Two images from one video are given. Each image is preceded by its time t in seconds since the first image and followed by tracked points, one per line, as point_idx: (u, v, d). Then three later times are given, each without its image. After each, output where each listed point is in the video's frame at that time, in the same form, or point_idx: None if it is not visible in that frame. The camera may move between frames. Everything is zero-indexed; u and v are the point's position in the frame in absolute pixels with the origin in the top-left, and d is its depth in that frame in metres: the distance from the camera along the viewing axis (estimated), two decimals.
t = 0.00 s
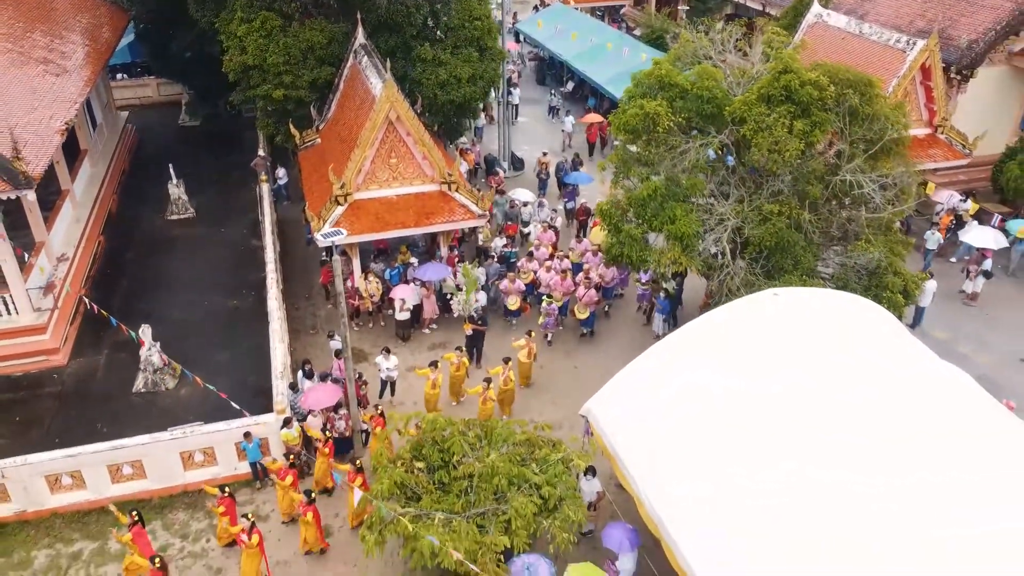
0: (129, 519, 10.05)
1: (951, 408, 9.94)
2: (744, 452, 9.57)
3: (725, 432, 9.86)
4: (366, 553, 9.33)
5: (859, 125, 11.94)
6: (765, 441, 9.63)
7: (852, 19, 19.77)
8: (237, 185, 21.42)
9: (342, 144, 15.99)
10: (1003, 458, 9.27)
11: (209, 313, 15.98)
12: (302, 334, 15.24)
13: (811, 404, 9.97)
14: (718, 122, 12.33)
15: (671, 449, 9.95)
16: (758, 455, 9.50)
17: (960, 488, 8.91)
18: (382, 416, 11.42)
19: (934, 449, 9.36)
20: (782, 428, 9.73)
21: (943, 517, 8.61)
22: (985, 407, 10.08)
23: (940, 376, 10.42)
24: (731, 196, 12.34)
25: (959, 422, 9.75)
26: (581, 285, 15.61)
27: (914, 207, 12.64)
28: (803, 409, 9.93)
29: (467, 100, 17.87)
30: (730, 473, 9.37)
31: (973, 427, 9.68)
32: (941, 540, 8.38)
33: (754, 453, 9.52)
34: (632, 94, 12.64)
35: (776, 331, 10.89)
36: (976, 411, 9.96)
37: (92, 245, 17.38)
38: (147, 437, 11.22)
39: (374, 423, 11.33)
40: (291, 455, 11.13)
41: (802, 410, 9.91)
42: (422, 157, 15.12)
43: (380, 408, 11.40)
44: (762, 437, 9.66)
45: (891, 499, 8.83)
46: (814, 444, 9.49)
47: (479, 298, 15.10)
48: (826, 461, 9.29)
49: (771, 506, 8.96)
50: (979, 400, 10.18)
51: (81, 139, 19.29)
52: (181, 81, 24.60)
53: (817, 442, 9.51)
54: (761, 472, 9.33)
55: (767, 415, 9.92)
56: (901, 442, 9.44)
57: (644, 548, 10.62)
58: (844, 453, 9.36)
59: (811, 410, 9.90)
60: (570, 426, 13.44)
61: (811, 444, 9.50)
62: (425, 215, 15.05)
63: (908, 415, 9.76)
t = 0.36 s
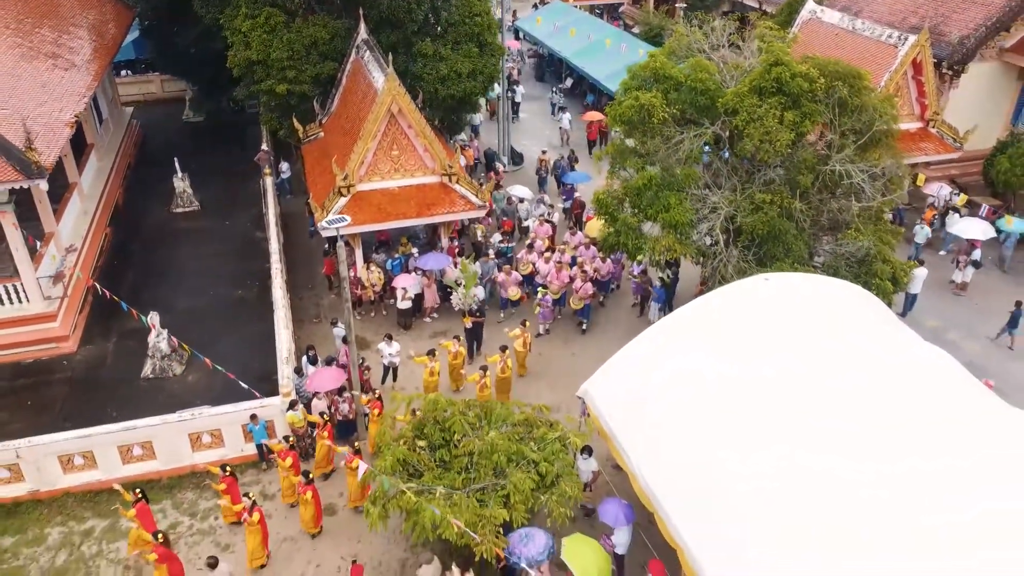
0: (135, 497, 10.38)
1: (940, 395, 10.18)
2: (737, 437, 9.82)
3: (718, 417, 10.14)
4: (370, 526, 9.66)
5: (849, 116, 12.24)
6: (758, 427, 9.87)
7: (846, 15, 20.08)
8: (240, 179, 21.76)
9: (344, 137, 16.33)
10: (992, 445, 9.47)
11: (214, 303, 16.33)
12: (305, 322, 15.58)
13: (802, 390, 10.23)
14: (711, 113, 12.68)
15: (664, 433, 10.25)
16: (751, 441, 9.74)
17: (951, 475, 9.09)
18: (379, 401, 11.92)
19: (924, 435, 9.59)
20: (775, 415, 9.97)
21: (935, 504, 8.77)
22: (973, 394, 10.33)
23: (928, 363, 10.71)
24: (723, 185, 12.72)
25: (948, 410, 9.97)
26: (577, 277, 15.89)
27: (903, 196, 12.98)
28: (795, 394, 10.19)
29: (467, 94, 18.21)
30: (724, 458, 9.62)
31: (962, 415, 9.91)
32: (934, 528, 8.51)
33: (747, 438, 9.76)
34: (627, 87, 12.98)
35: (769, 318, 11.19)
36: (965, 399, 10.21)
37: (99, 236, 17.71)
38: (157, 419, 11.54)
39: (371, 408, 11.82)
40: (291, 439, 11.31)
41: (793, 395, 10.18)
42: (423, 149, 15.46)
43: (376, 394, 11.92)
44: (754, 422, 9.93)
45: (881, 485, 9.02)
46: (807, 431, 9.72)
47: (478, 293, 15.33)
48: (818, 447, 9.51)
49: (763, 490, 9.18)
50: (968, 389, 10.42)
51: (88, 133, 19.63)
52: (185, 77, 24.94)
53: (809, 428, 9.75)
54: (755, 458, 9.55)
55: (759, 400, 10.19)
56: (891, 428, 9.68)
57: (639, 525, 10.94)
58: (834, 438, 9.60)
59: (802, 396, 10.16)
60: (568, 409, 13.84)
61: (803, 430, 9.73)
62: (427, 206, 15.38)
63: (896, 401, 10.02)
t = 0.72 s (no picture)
0: (136, 477, 10.61)
1: (934, 389, 10.32)
2: (732, 427, 10.02)
3: (713, 407, 10.35)
4: (374, 501, 9.98)
5: (838, 108, 12.63)
6: (753, 417, 10.05)
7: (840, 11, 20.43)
8: (244, 174, 22.10)
9: (347, 130, 16.68)
10: (985, 437, 9.59)
11: (220, 293, 16.66)
12: (309, 312, 15.91)
13: (796, 380, 10.42)
14: (705, 105, 13.02)
15: (661, 421, 10.50)
16: (746, 431, 9.92)
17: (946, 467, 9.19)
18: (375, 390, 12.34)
19: (916, 426, 9.74)
20: (769, 404, 10.15)
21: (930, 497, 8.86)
22: (964, 386, 10.50)
23: (918, 353, 10.90)
24: (715, 175, 13.11)
25: (942, 403, 10.09)
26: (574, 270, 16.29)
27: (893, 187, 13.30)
28: (789, 383, 10.38)
29: (467, 89, 18.55)
30: (720, 448, 9.81)
31: (954, 408, 10.07)
32: (929, 522, 8.60)
33: (741, 428, 9.95)
34: (624, 80, 13.31)
35: (763, 309, 11.43)
36: (956, 391, 10.36)
37: (106, 228, 18.05)
38: (166, 402, 11.86)
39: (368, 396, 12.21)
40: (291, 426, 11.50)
41: (787, 384, 10.38)
42: (424, 142, 15.81)
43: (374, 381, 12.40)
44: (748, 411, 10.12)
45: (874, 474, 9.17)
46: (801, 420, 9.89)
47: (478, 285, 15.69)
48: (811, 436, 9.68)
49: (758, 479, 9.36)
50: (961, 382, 10.55)
51: (94, 128, 19.97)
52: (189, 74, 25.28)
53: (803, 418, 9.93)
54: (749, 447, 9.73)
55: (754, 389, 10.39)
56: (883, 418, 9.84)
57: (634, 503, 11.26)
58: (828, 427, 9.76)
59: (797, 386, 10.34)
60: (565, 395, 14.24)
61: (797, 419, 9.91)
62: (428, 198, 15.72)
63: (889, 391, 10.17)
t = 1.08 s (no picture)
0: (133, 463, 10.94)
1: (926, 377, 10.48)
2: (726, 415, 10.24)
3: (708, 393, 10.58)
4: (378, 478, 10.38)
5: (829, 100, 12.97)
6: (748, 404, 10.26)
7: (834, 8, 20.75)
8: (247, 168, 22.43)
9: (350, 123, 17.02)
10: (975, 425, 9.77)
11: (225, 284, 16.99)
12: (313, 301, 16.23)
13: (791, 365, 10.59)
14: (700, 97, 13.34)
15: (657, 407, 10.76)
16: (741, 417, 10.14)
17: (938, 454, 9.35)
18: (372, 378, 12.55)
19: (909, 411, 9.89)
20: (764, 390, 10.35)
21: (921, 483, 9.02)
22: (957, 377, 10.65)
23: (911, 345, 11.04)
24: (709, 166, 13.43)
25: (934, 391, 10.25)
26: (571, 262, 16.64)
27: (883, 178, 13.63)
28: (784, 369, 10.55)
29: (467, 85, 18.88)
30: (713, 438, 10.04)
31: (945, 395, 10.22)
32: (917, 510, 8.76)
33: (736, 414, 10.17)
34: (620, 73, 13.80)
35: (758, 297, 11.60)
36: (948, 382, 10.49)
37: (113, 221, 18.38)
38: (175, 386, 12.19)
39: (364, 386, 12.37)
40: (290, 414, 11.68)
41: (782, 369, 10.55)
42: (426, 135, 16.15)
43: (370, 370, 12.59)
44: (742, 398, 10.33)
45: (865, 456, 9.36)
46: (795, 406, 10.07)
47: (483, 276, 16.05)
48: (805, 419, 9.88)
49: (752, 465, 9.59)
50: (952, 372, 10.75)
51: (101, 122, 20.30)
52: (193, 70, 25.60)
53: (797, 403, 10.11)
54: (744, 434, 9.95)
55: (749, 375, 10.59)
56: (877, 402, 10.00)
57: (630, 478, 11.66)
58: (822, 412, 9.95)
59: (792, 372, 10.50)
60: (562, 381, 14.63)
61: (791, 404, 10.10)
62: (429, 190, 16.06)
63: (882, 380, 10.30)
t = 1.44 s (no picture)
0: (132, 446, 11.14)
1: (914, 360, 10.75)
2: (719, 401, 10.49)
3: (702, 377, 10.88)
4: (380, 457, 10.71)
5: (818, 92, 13.36)
6: (740, 387, 10.55)
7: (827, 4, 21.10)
8: (249, 162, 22.74)
9: (351, 117, 17.36)
10: (961, 407, 10.04)
11: (228, 275, 17.32)
12: (315, 291, 16.55)
13: (783, 349, 10.88)
14: (692, 89, 13.74)
15: (653, 393, 11.04)
16: (733, 400, 10.43)
17: (925, 435, 9.62)
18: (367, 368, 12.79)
19: (897, 392, 10.17)
20: (756, 373, 10.64)
21: (909, 462, 9.31)
22: (949, 366, 10.82)
23: (904, 335, 11.22)
24: (701, 158, 13.82)
25: (922, 373, 10.51)
26: (566, 256, 17.07)
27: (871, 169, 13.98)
28: (788, 362, 10.69)
29: (466, 80, 19.23)
30: (706, 426, 10.29)
31: (934, 377, 10.47)
32: (904, 497, 8.98)
33: (727, 397, 10.47)
34: (614, 67, 14.02)
35: (754, 287, 11.82)
36: (940, 371, 10.65)
37: (118, 213, 18.68)
38: (181, 371, 12.51)
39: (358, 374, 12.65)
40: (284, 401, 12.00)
41: (774, 354, 10.84)
42: (425, 128, 16.49)
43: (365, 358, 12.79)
44: (735, 385, 10.58)
45: (854, 436, 9.64)
46: (786, 388, 10.37)
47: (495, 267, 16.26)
48: (795, 401, 10.19)
49: (744, 445, 9.90)
50: (941, 355, 11.00)
51: (105, 117, 20.60)
52: (194, 66, 25.90)
53: (788, 385, 10.40)
54: (737, 416, 10.25)
55: (741, 359, 10.89)
56: (865, 384, 10.28)
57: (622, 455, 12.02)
58: (812, 394, 10.24)
59: (783, 355, 10.79)
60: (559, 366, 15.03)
61: (782, 386, 10.40)
62: (428, 182, 16.40)
63: (873, 369, 10.50)
